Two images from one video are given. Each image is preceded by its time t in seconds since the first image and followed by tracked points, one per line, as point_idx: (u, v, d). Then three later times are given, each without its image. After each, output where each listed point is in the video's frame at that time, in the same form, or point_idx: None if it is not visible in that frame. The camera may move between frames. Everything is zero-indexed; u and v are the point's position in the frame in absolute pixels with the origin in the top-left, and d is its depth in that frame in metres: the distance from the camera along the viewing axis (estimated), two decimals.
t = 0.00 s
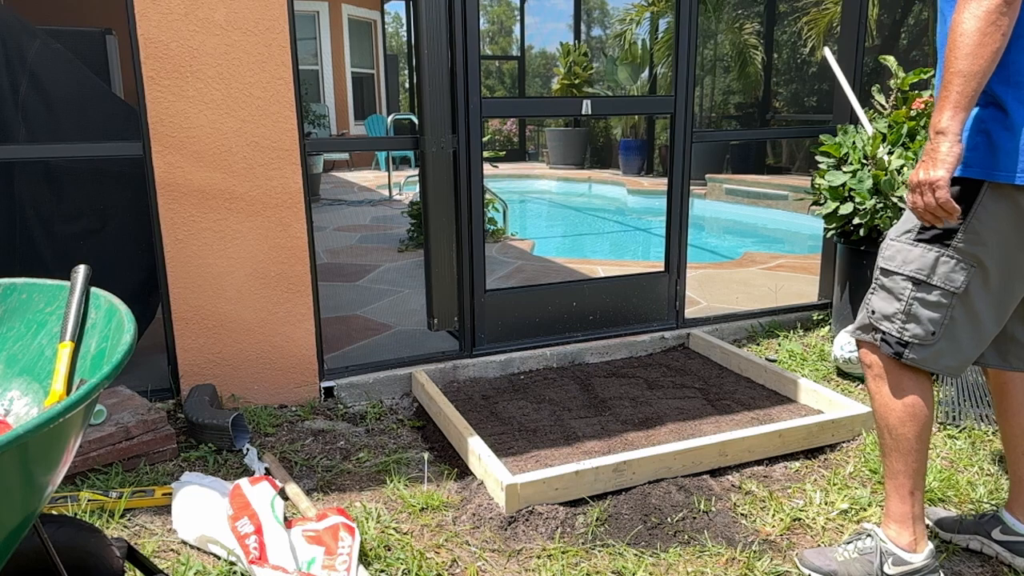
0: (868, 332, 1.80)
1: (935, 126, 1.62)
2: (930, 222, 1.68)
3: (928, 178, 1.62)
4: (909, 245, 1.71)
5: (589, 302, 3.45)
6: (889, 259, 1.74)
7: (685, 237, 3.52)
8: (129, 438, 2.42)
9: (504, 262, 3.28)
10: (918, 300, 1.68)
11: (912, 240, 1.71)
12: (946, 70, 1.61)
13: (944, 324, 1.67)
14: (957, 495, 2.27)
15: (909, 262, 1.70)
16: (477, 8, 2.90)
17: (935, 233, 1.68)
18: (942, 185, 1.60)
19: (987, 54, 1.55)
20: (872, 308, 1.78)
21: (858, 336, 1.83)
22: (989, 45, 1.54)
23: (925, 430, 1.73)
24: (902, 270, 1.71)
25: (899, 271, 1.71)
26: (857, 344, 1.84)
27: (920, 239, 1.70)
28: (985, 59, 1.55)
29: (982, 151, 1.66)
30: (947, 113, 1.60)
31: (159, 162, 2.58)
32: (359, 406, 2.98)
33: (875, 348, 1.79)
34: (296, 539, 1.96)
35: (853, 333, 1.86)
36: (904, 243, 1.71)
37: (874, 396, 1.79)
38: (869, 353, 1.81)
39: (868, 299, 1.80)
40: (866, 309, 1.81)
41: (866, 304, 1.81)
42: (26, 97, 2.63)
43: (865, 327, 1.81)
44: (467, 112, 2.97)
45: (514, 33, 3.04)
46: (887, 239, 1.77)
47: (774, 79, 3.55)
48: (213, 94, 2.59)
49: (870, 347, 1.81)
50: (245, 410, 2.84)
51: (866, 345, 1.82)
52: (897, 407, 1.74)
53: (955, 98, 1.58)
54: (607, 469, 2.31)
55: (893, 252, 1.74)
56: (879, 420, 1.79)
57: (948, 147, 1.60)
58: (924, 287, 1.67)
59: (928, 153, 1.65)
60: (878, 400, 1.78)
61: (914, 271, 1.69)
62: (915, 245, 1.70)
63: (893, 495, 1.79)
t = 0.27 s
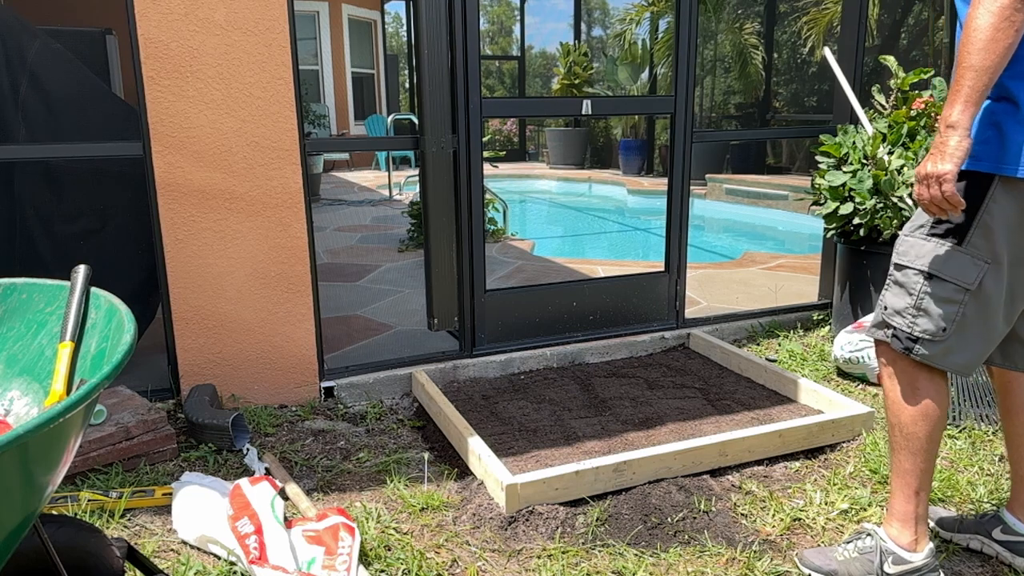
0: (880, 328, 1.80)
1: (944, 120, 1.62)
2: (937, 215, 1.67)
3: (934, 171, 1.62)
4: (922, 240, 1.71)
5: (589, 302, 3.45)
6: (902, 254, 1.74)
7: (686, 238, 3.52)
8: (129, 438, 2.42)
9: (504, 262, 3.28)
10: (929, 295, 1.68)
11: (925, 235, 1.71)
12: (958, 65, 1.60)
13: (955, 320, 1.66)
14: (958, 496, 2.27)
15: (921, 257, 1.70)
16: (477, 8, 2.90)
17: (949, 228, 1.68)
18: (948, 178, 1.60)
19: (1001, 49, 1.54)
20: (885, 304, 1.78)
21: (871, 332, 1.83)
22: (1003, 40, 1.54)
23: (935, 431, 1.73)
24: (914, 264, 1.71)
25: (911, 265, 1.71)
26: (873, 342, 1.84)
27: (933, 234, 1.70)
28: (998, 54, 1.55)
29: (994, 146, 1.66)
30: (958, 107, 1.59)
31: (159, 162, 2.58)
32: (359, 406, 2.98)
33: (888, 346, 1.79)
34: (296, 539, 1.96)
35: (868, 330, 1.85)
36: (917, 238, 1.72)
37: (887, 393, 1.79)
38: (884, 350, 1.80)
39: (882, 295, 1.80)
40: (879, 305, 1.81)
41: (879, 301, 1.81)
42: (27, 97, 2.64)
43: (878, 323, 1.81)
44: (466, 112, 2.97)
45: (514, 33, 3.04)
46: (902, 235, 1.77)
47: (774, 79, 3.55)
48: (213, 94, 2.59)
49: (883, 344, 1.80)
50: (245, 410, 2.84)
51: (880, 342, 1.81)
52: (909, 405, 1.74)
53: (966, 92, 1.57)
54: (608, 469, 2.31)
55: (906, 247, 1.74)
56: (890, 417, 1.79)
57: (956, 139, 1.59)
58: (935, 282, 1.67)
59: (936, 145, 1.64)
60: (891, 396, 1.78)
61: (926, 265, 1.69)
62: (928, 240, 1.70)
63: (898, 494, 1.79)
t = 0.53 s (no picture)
0: (892, 321, 1.78)
1: (1002, 106, 1.59)
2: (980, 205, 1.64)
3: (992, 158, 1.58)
4: (945, 232, 1.69)
5: (589, 303, 3.45)
6: (922, 246, 1.72)
7: (685, 236, 3.51)
8: (129, 438, 2.42)
9: (504, 262, 3.28)
10: (952, 288, 1.67)
11: (948, 227, 1.69)
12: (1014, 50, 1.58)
13: (974, 315, 1.66)
14: (958, 496, 2.27)
15: (944, 250, 1.68)
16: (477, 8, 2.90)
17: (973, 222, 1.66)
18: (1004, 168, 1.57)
19: None
20: (901, 296, 1.75)
21: (883, 325, 1.80)
22: None
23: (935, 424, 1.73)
24: (936, 257, 1.69)
25: (934, 258, 1.69)
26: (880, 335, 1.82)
27: (957, 227, 1.68)
28: None
29: None
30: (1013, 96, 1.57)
31: (159, 162, 2.58)
32: (359, 406, 2.98)
33: (897, 338, 1.77)
34: (296, 539, 1.96)
35: (878, 323, 1.82)
36: (940, 231, 1.69)
37: (890, 386, 1.78)
38: (892, 343, 1.79)
39: (896, 287, 1.77)
40: (892, 297, 1.79)
41: (892, 293, 1.79)
42: (27, 98, 2.64)
43: (889, 315, 1.78)
44: (466, 112, 2.97)
45: (514, 33, 3.04)
46: (920, 227, 1.75)
47: (773, 79, 3.55)
48: (213, 94, 2.59)
49: (893, 337, 1.78)
50: (245, 410, 2.84)
51: (889, 336, 1.79)
52: (913, 400, 1.73)
53: None
54: (608, 469, 2.31)
55: (927, 239, 1.71)
56: (892, 410, 1.78)
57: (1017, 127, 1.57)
58: (959, 275, 1.66)
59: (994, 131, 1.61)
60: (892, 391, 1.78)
61: (949, 259, 1.67)
62: (950, 233, 1.68)
63: (895, 487, 1.79)
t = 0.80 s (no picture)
0: (889, 311, 1.71)
1: None
2: None
3: None
4: (963, 225, 1.62)
5: (589, 303, 3.45)
6: (937, 237, 1.64)
7: (686, 237, 3.53)
8: (129, 438, 2.42)
9: (504, 262, 3.28)
10: (964, 284, 1.62)
11: (966, 221, 1.62)
12: None
13: (980, 311, 1.64)
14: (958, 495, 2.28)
15: (961, 244, 1.61)
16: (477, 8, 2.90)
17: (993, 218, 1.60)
18: None
19: None
20: (905, 288, 1.68)
21: (874, 314, 1.74)
22: None
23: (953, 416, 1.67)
24: (952, 251, 1.62)
25: (950, 252, 1.62)
26: (874, 330, 1.74)
27: (975, 221, 1.61)
28: None
29: None
30: None
31: (159, 162, 2.58)
32: (359, 406, 2.98)
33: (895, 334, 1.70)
34: (296, 539, 1.96)
35: (868, 311, 1.76)
36: (957, 224, 1.62)
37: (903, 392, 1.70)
38: (888, 342, 1.71)
39: (897, 276, 1.71)
40: (891, 285, 1.72)
41: (893, 281, 1.72)
42: (27, 98, 2.63)
43: (888, 305, 1.72)
44: (466, 113, 2.97)
45: (514, 33, 3.04)
46: (933, 216, 1.67)
47: (773, 79, 3.55)
48: (213, 94, 2.59)
49: (886, 328, 1.72)
50: (245, 410, 2.84)
51: (882, 330, 1.72)
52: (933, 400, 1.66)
53: None
54: (607, 469, 2.31)
55: (943, 231, 1.64)
56: (912, 416, 1.70)
57: None
58: (972, 270, 1.61)
59: None
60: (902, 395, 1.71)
61: (966, 254, 1.61)
62: (968, 227, 1.61)
63: (935, 492, 1.72)
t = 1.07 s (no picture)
0: (925, 369, 1.68)
1: None
2: None
3: None
4: (976, 271, 1.58)
5: (589, 303, 3.45)
6: (953, 289, 1.60)
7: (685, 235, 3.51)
8: (129, 438, 2.42)
9: (504, 262, 3.28)
10: (994, 330, 1.58)
11: (977, 265, 1.58)
12: None
13: (1018, 352, 1.60)
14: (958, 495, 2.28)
15: (981, 291, 1.57)
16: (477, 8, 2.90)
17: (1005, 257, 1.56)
18: None
19: None
20: (936, 344, 1.64)
21: (911, 374, 1.71)
22: None
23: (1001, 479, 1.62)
24: (974, 300, 1.58)
25: (971, 301, 1.58)
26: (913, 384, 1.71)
27: (987, 264, 1.57)
28: None
29: None
30: None
31: (159, 162, 2.58)
32: (359, 406, 2.98)
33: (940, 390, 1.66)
34: (296, 539, 1.96)
35: (904, 371, 1.72)
36: (970, 270, 1.58)
37: (941, 441, 1.66)
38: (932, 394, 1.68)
39: (925, 333, 1.67)
40: (921, 343, 1.68)
41: (922, 339, 1.68)
42: (27, 98, 2.63)
43: (921, 363, 1.68)
44: (466, 112, 2.97)
45: (513, 33, 3.04)
46: (944, 265, 1.63)
47: (773, 79, 3.55)
48: (213, 94, 2.59)
49: (929, 387, 1.68)
50: (245, 410, 2.84)
51: (927, 391, 1.69)
52: (972, 449, 1.62)
53: None
54: (607, 469, 2.31)
55: (959, 281, 1.59)
56: (950, 467, 1.65)
57: None
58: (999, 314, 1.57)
59: None
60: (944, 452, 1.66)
61: (989, 300, 1.56)
62: (982, 272, 1.57)
63: (969, 552, 1.65)
